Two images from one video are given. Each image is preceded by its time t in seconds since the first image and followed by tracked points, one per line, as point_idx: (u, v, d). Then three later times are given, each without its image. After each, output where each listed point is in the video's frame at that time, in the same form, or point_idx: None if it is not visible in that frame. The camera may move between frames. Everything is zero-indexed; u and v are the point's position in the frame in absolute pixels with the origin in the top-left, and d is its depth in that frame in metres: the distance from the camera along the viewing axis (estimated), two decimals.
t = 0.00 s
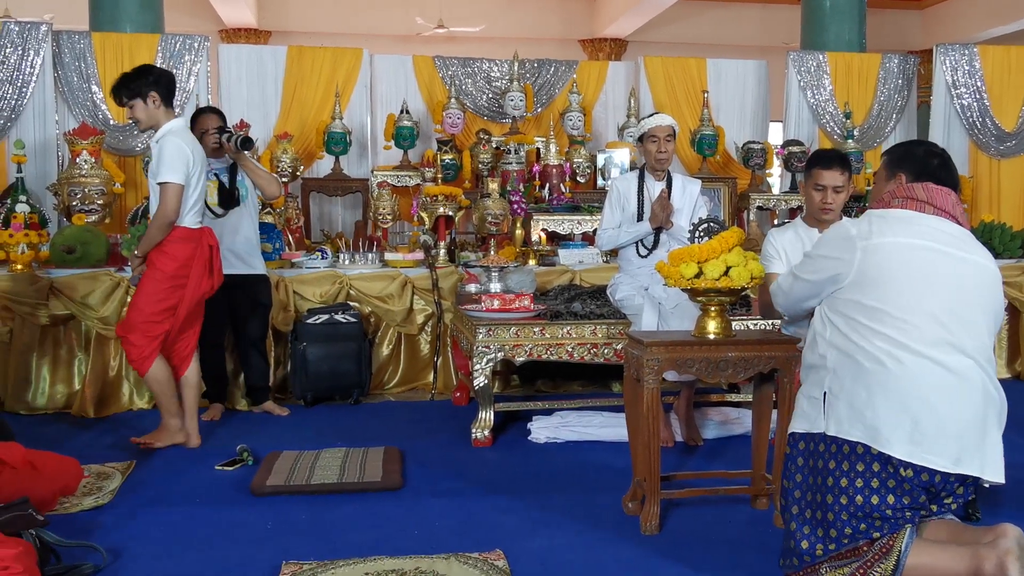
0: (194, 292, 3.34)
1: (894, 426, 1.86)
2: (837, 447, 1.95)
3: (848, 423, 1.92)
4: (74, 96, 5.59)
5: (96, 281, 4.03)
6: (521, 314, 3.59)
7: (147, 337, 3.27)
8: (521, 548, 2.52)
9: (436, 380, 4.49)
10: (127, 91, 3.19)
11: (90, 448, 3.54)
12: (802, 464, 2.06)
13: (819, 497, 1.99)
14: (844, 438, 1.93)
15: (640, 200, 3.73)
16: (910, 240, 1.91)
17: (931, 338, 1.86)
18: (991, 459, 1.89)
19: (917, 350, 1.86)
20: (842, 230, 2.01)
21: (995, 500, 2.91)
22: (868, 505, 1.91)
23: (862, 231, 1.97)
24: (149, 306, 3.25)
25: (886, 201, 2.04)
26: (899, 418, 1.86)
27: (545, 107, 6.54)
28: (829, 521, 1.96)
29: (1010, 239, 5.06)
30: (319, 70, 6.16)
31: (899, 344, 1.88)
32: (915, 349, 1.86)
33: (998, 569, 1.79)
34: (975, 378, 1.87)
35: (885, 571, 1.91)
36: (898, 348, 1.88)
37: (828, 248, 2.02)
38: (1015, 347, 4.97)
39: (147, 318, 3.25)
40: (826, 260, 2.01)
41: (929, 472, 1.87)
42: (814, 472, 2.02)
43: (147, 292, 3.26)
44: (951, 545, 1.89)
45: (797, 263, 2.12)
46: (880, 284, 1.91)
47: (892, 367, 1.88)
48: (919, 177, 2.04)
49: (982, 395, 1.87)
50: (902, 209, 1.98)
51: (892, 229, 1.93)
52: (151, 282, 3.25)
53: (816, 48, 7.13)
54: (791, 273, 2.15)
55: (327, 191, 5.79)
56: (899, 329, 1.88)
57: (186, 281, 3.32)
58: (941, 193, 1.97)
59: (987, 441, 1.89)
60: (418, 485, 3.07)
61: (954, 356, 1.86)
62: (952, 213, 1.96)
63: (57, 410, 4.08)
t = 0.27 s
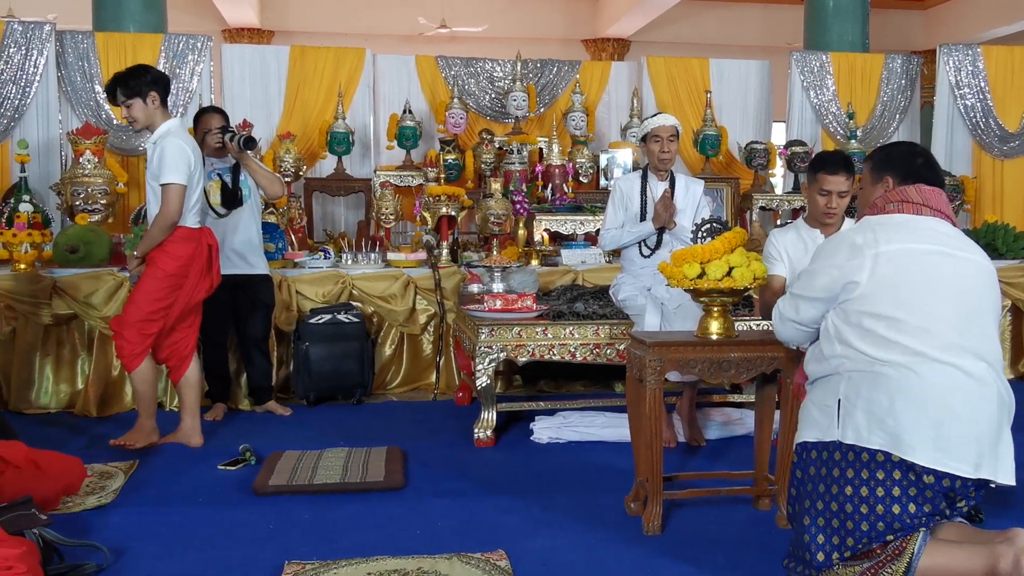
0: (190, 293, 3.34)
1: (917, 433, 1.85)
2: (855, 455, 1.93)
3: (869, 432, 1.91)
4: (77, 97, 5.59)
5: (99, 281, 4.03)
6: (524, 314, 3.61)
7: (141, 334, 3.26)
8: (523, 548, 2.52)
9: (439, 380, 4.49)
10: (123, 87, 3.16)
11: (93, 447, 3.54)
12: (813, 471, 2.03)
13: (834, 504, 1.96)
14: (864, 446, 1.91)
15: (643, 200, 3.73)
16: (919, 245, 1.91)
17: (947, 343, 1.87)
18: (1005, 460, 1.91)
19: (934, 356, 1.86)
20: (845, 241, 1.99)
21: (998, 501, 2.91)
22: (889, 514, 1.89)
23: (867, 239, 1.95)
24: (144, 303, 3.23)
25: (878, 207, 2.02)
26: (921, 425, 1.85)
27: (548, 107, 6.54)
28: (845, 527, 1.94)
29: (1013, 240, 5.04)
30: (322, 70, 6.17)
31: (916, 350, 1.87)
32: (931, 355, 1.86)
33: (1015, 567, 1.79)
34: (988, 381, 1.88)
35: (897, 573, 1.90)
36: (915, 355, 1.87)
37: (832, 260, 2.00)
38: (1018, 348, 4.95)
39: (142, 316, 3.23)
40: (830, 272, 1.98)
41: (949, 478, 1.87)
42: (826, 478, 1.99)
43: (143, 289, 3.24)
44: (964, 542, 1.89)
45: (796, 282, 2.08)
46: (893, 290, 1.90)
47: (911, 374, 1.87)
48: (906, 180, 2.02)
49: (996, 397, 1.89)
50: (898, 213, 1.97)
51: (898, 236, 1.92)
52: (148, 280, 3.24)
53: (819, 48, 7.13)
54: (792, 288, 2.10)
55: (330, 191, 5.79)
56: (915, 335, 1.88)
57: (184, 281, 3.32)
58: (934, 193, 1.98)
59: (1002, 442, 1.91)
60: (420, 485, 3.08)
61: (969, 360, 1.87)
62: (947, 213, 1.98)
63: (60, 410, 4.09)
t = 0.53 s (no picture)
0: (186, 297, 3.36)
1: (939, 449, 1.86)
2: (873, 471, 1.92)
3: (890, 450, 1.90)
4: (82, 98, 5.62)
5: (103, 282, 4.03)
6: (527, 316, 3.61)
7: (146, 344, 3.25)
8: (526, 550, 2.52)
9: (442, 381, 4.49)
10: (123, 85, 3.16)
11: (97, 448, 3.55)
12: (829, 488, 2.03)
13: (847, 519, 1.95)
14: (886, 464, 1.90)
15: (647, 202, 3.72)
16: (930, 257, 1.90)
17: (963, 356, 1.87)
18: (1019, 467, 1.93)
19: (952, 371, 1.86)
20: (852, 258, 1.95)
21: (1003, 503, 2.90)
22: (907, 531, 1.89)
23: (876, 254, 1.92)
24: (146, 312, 3.22)
25: (868, 218, 2.05)
26: (943, 441, 1.86)
27: (551, 108, 6.54)
28: (855, 543, 1.92)
29: (1018, 242, 5.02)
30: (325, 71, 6.17)
31: (934, 365, 1.87)
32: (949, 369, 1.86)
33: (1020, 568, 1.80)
34: (1003, 390, 1.90)
35: None
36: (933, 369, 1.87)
37: (842, 279, 1.95)
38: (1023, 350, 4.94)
39: (145, 325, 3.22)
40: (843, 292, 1.94)
41: (969, 491, 1.88)
42: (842, 495, 1.99)
43: (144, 298, 3.23)
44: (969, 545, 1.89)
45: (807, 307, 2.01)
46: (908, 305, 1.88)
47: (932, 391, 1.86)
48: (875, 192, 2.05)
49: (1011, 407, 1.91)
50: (890, 221, 2.00)
51: (909, 249, 1.91)
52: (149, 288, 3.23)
53: (822, 50, 7.12)
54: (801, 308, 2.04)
55: (333, 192, 5.80)
56: (933, 351, 1.87)
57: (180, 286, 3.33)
58: (913, 194, 2.02)
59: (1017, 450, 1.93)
60: (424, 486, 3.08)
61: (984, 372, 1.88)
62: (933, 214, 2.02)
63: (64, 411, 4.09)
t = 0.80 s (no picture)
0: (176, 295, 3.38)
1: (947, 458, 1.85)
2: (879, 479, 1.92)
3: (899, 461, 1.89)
4: (84, 100, 5.62)
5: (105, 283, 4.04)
6: (529, 317, 3.61)
7: (144, 349, 3.27)
8: (528, 551, 2.52)
9: (444, 382, 4.49)
10: (117, 81, 3.16)
11: (99, 449, 3.55)
12: (834, 495, 2.03)
13: (850, 526, 1.95)
14: (894, 475, 1.89)
15: (648, 203, 3.72)
16: (930, 264, 1.89)
17: (968, 362, 1.87)
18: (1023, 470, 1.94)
19: (958, 379, 1.86)
20: (851, 270, 1.93)
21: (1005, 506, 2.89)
22: (910, 541, 1.90)
23: (877, 264, 1.91)
24: (140, 317, 3.24)
25: (855, 229, 2.04)
26: (951, 449, 1.85)
27: (552, 109, 6.55)
28: (857, 550, 1.93)
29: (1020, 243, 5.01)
30: (327, 73, 6.18)
31: (940, 374, 1.86)
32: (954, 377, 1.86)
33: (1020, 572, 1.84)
34: (1008, 395, 1.90)
35: None
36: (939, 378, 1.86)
37: (844, 292, 1.92)
38: None
39: (140, 330, 3.24)
40: (846, 306, 1.91)
41: (977, 499, 1.88)
42: (847, 502, 1.99)
43: (138, 302, 3.23)
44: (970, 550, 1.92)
45: (808, 323, 1.98)
46: (912, 315, 1.87)
47: (938, 400, 1.86)
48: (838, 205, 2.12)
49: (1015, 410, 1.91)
50: (880, 229, 1.99)
51: (908, 258, 1.90)
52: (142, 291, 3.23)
53: (824, 51, 7.12)
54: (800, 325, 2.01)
55: (335, 194, 5.80)
56: (938, 359, 1.86)
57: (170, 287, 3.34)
58: (897, 200, 2.04)
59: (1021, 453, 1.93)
60: (425, 487, 3.08)
61: (989, 377, 1.88)
62: (917, 217, 2.03)
63: (66, 412, 4.10)
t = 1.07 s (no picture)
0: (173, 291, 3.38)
1: (953, 461, 1.85)
2: (883, 482, 1.92)
3: (906, 465, 1.88)
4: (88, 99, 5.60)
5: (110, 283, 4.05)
6: (532, 318, 3.61)
7: (146, 349, 3.28)
8: (531, 551, 2.52)
9: (447, 383, 4.49)
10: (102, 79, 3.12)
11: (102, 449, 3.56)
12: (839, 498, 2.03)
13: (854, 529, 1.95)
14: (900, 478, 1.89)
15: (652, 204, 3.72)
16: (934, 266, 1.89)
17: (973, 365, 1.86)
18: None
19: (963, 381, 1.85)
20: (855, 273, 1.93)
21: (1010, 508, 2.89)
22: (914, 544, 1.89)
23: (880, 268, 1.90)
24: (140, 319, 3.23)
25: (855, 232, 2.03)
26: (958, 452, 1.85)
27: (556, 110, 6.55)
28: (861, 552, 1.92)
29: None
30: (331, 73, 6.18)
31: (945, 376, 1.85)
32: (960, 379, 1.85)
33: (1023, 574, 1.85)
34: (1014, 396, 1.89)
35: None
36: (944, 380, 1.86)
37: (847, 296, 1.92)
38: None
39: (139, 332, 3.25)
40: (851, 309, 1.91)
41: (983, 501, 1.88)
42: (851, 504, 1.99)
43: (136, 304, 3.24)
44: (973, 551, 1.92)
45: (811, 327, 1.97)
46: (916, 317, 1.87)
47: (944, 402, 1.85)
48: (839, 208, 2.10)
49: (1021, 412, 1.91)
50: (881, 231, 1.98)
51: (912, 260, 1.89)
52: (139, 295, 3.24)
53: (828, 52, 7.11)
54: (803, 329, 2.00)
55: (338, 194, 5.80)
56: (944, 362, 1.85)
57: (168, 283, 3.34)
58: (895, 201, 2.04)
59: None
60: (428, 488, 3.08)
61: (994, 379, 1.87)
62: (917, 217, 2.03)
63: (70, 412, 4.11)
